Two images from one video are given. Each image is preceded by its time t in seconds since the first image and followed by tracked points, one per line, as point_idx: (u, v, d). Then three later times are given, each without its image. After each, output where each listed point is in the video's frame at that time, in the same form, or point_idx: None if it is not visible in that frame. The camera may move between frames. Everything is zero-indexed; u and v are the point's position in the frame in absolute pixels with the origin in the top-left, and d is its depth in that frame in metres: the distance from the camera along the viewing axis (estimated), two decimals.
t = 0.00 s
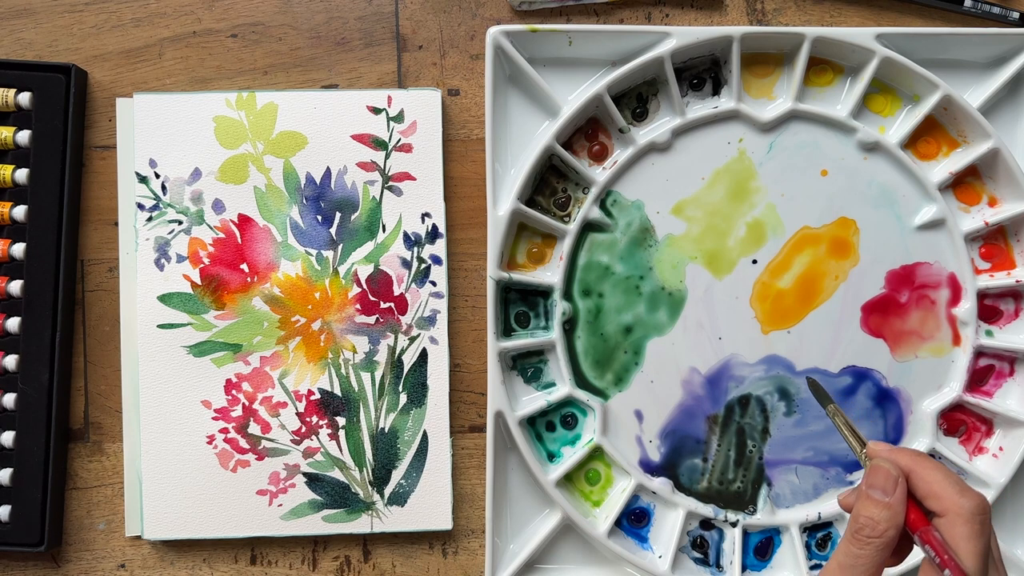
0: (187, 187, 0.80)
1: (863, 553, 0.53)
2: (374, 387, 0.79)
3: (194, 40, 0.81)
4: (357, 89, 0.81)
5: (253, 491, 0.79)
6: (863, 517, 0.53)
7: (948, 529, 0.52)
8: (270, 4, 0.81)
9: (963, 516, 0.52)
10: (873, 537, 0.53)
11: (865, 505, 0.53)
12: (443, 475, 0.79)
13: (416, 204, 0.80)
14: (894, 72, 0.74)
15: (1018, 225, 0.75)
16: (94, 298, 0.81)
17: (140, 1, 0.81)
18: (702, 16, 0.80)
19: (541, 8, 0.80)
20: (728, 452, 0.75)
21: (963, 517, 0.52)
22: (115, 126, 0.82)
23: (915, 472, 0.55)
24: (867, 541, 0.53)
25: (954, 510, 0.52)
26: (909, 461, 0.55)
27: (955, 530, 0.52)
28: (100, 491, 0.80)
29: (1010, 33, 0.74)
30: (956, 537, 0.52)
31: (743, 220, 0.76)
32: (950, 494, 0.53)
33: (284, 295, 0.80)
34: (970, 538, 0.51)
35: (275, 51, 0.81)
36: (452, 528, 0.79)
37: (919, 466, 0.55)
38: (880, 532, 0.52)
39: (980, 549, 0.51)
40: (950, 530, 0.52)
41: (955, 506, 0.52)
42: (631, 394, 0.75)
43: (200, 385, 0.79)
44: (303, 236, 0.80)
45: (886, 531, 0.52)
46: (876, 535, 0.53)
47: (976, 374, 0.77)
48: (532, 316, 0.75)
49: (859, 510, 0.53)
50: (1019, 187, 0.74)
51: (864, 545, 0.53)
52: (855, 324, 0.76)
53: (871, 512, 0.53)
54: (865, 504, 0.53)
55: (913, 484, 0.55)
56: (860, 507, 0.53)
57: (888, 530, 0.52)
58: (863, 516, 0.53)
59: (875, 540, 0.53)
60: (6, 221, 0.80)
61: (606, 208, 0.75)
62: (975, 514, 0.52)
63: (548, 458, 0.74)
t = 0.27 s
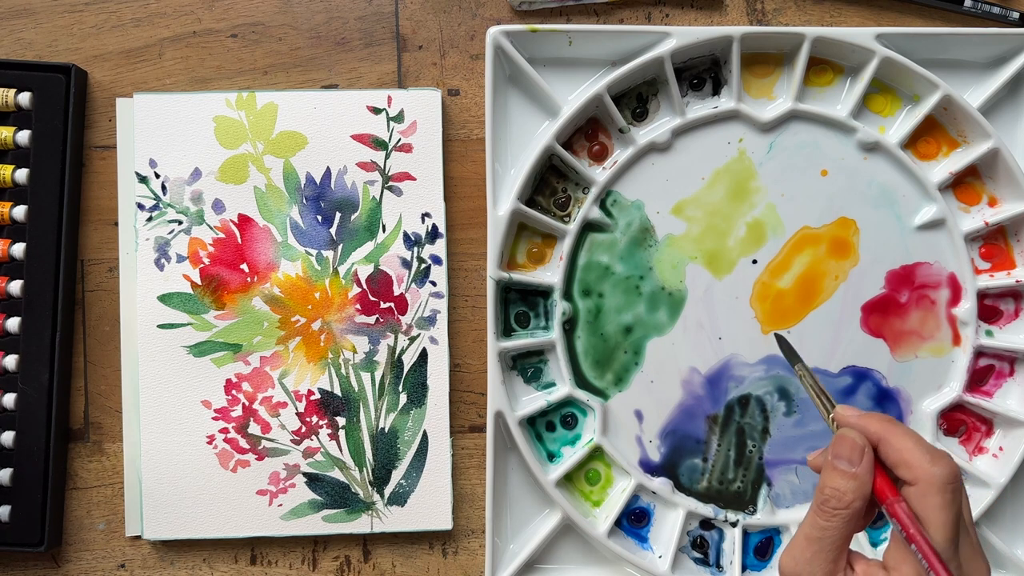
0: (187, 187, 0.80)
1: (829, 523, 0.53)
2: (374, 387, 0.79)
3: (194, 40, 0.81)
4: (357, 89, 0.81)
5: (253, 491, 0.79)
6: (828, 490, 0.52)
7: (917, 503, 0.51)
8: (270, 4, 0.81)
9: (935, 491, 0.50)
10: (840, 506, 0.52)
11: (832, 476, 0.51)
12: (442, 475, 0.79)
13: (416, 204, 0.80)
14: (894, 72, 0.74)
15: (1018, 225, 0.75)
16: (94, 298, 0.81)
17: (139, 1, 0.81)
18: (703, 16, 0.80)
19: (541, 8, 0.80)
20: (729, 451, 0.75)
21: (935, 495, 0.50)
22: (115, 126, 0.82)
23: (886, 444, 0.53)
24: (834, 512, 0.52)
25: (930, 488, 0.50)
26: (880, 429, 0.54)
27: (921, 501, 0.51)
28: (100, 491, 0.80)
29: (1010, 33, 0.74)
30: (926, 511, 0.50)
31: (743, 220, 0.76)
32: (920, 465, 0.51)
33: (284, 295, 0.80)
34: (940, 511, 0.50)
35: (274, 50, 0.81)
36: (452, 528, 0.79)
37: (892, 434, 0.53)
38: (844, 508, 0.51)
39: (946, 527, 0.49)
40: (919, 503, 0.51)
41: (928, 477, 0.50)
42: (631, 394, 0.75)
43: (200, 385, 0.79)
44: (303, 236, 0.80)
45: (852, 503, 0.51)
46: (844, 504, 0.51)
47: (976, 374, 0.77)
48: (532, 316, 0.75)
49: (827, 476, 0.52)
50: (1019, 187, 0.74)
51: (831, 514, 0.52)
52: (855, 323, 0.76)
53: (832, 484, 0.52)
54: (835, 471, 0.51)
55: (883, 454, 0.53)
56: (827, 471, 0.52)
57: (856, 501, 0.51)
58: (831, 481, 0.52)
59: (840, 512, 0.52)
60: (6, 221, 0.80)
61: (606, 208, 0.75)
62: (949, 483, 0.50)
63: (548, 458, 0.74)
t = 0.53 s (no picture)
0: (187, 187, 0.80)
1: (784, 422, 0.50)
2: (374, 387, 0.79)
3: (194, 40, 0.81)
4: (357, 89, 0.81)
5: (253, 491, 0.79)
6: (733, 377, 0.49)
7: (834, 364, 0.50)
8: (270, 4, 0.81)
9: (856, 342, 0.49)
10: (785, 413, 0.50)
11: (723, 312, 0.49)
12: (442, 475, 0.79)
13: (416, 204, 0.80)
14: (894, 72, 0.74)
15: (1018, 225, 0.76)
16: (94, 298, 0.81)
17: (139, 1, 0.81)
18: (703, 16, 0.80)
19: (541, 8, 0.80)
20: (729, 452, 0.75)
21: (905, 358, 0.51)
22: (115, 126, 0.82)
23: (794, 276, 0.54)
24: (787, 410, 0.50)
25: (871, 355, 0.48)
26: (799, 269, 0.54)
27: (824, 377, 0.50)
28: (100, 491, 0.80)
29: (1010, 33, 0.74)
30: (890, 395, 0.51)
31: (743, 220, 0.76)
32: (813, 279, 0.53)
33: (284, 295, 0.80)
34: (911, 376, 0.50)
35: (275, 51, 0.81)
36: (452, 528, 0.79)
37: (804, 273, 0.54)
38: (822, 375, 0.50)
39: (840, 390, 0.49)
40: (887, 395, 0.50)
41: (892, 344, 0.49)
42: (631, 394, 0.75)
43: (200, 385, 0.79)
44: (303, 236, 0.80)
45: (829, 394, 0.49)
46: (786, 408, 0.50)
47: (977, 374, 0.77)
48: (532, 316, 0.75)
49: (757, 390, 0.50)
50: (1019, 187, 0.74)
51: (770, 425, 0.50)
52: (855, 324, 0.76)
53: (717, 351, 0.50)
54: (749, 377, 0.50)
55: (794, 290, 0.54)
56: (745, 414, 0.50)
57: (814, 391, 0.50)
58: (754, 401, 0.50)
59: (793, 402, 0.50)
60: (6, 221, 0.80)
61: (606, 208, 0.75)
62: (889, 363, 0.49)
63: (548, 458, 0.74)
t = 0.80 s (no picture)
0: (187, 187, 0.80)
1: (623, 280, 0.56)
2: (374, 387, 0.79)
3: (194, 40, 0.81)
4: (356, 88, 0.81)
5: (253, 491, 0.79)
6: (581, 256, 0.58)
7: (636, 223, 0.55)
8: (270, 4, 0.81)
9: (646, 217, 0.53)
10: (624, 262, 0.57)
11: (572, 209, 0.58)
12: (443, 475, 0.79)
13: (416, 204, 0.80)
14: (894, 72, 0.74)
15: (1018, 225, 0.75)
16: (93, 298, 0.81)
17: (139, 1, 0.81)
18: (703, 16, 0.80)
19: (541, 8, 0.80)
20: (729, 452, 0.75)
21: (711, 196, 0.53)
22: (115, 126, 0.81)
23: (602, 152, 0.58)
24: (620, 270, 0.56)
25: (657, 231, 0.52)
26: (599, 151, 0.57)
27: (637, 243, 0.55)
28: (100, 491, 0.80)
29: (1010, 33, 0.74)
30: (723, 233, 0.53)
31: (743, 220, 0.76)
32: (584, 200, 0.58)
33: (284, 295, 0.79)
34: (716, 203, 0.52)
35: (274, 50, 0.81)
36: (452, 528, 0.79)
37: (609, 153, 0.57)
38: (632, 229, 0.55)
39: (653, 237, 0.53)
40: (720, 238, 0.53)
41: (685, 198, 0.52)
42: (631, 394, 0.75)
43: (200, 385, 0.79)
44: (303, 236, 0.80)
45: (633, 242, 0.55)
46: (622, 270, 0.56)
47: (977, 374, 0.76)
48: (532, 316, 0.75)
49: (604, 271, 0.57)
50: (1019, 187, 0.74)
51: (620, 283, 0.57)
52: (856, 324, 0.76)
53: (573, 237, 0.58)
54: (595, 245, 0.57)
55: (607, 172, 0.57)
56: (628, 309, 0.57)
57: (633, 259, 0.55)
58: (602, 277, 0.57)
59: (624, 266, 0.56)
60: (5, 221, 0.80)
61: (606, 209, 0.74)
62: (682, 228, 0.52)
63: (548, 458, 0.74)
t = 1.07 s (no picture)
0: (187, 187, 0.80)
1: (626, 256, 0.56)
2: (374, 387, 0.79)
3: (194, 40, 0.81)
4: (356, 88, 0.81)
5: (253, 491, 0.79)
6: (583, 231, 0.59)
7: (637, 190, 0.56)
8: (270, 4, 0.81)
9: (645, 179, 0.54)
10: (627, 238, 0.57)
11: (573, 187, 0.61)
12: (443, 475, 0.79)
13: (416, 204, 0.80)
14: (894, 72, 0.74)
15: (1018, 225, 0.75)
16: (93, 298, 0.81)
17: (139, 1, 0.81)
18: (703, 16, 0.80)
19: (541, 8, 0.80)
20: (729, 452, 0.74)
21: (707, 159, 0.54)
22: (115, 126, 0.81)
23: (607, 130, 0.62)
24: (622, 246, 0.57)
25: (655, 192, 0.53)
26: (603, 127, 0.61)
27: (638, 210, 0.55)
28: (100, 491, 0.80)
29: (1010, 33, 0.74)
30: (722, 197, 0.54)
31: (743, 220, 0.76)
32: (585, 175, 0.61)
33: (284, 295, 0.79)
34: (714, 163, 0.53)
35: (274, 50, 0.81)
36: (452, 528, 0.79)
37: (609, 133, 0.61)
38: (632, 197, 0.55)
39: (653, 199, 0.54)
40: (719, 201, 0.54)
41: (683, 159, 0.53)
42: (630, 394, 0.75)
43: (200, 385, 0.79)
44: (302, 236, 0.80)
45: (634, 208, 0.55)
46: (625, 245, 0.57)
47: (977, 374, 0.76)
48: (532, 316, 0.75)
49: (604, 247, 0.57)
50: (1019, 187, 0.74)
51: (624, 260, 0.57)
52: (856, 324, 0.76)
53: (575, 214, 0.59)
54: (597, 219, 0.58)
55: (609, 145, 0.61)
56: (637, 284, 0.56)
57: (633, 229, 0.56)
58: (602, 252, 0.57)
59: (625, 238, 0.57)
60: (6, 221, 0.80)
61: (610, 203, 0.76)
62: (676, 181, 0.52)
63: (548, 458, 0.74)
